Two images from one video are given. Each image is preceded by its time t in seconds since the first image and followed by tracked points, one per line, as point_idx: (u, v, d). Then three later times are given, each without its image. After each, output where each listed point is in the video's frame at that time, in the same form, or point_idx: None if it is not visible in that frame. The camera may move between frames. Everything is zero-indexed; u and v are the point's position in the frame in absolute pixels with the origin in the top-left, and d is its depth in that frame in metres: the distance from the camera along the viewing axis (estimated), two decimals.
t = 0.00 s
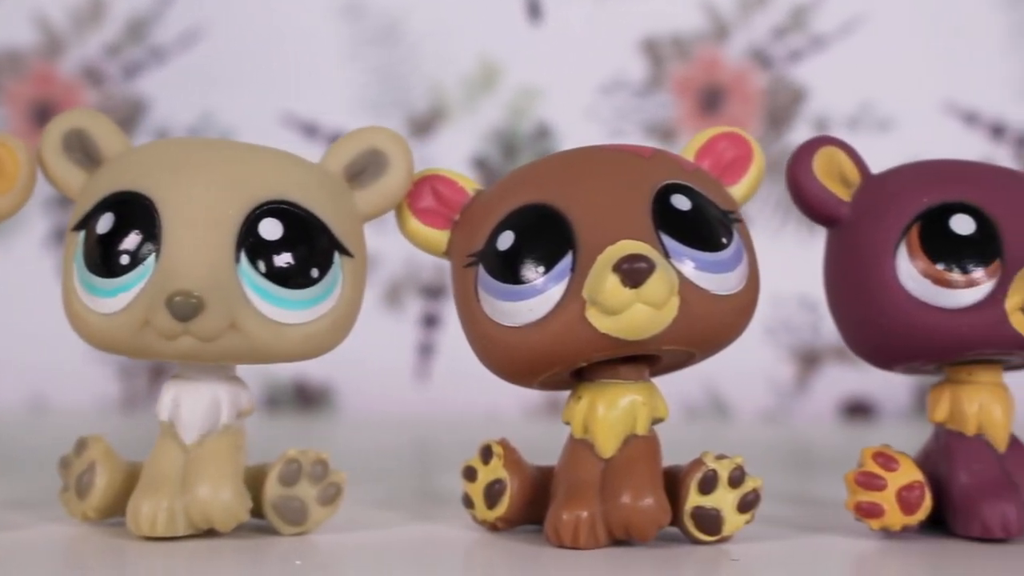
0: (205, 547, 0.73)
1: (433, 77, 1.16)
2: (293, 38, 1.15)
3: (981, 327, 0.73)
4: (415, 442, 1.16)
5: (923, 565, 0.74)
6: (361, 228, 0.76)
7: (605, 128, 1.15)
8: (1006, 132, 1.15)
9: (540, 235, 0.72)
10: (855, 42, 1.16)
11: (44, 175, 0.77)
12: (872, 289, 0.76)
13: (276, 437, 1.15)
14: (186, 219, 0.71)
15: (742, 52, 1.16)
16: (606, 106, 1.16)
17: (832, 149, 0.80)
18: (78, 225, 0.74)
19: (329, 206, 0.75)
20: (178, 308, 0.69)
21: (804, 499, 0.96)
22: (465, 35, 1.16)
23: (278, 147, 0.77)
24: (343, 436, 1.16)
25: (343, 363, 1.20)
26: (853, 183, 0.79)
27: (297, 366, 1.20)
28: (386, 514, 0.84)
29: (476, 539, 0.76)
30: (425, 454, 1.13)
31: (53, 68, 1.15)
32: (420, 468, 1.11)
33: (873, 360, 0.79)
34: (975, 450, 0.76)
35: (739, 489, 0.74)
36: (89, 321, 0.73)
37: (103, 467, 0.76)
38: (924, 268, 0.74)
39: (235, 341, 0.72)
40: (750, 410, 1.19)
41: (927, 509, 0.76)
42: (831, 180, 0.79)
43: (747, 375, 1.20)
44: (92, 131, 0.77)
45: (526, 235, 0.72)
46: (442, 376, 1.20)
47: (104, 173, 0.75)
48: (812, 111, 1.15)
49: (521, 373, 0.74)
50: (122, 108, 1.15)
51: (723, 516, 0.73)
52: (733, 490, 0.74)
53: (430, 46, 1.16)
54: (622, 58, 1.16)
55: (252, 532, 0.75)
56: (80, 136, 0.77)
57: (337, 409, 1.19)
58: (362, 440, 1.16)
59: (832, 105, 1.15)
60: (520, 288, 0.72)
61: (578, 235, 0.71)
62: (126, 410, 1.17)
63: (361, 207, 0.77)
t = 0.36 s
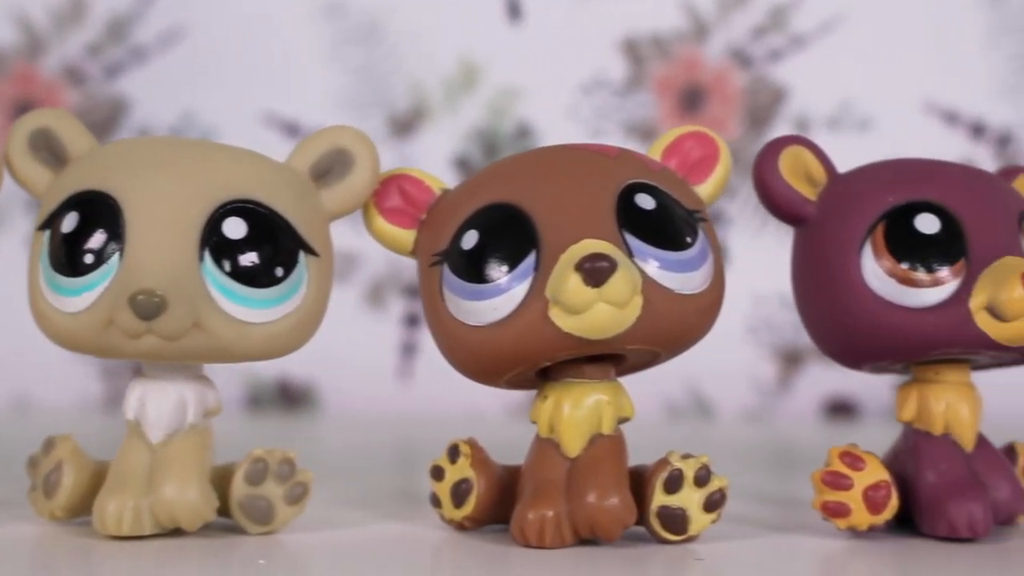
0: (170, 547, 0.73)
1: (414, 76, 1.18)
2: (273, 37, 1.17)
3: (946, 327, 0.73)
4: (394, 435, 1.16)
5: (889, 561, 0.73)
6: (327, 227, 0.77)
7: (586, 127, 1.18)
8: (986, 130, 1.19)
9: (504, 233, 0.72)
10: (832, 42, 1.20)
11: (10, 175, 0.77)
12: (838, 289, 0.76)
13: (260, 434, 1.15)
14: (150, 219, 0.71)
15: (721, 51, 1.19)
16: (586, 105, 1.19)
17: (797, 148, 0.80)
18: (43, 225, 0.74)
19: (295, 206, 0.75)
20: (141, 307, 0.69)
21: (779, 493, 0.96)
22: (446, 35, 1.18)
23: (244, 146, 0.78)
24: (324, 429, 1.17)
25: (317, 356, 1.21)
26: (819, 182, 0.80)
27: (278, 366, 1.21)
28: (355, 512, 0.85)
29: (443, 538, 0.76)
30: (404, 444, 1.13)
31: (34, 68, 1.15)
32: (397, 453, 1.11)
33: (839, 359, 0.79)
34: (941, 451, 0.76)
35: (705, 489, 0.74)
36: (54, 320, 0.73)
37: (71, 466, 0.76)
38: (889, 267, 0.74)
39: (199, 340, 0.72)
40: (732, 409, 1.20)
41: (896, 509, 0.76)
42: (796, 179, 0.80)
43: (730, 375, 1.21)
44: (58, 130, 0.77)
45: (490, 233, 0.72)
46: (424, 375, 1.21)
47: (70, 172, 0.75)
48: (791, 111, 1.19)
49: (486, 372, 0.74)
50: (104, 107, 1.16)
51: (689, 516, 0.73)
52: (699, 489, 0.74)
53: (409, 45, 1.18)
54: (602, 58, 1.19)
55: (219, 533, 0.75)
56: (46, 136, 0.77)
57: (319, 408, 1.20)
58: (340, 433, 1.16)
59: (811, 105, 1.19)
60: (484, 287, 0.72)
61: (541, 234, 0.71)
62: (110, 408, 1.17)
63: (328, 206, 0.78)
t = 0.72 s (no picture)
0: (137, 545, 0.72)
1: (395, 75, 1.29)
2: (263, 40, 1.28)
3: (912, 327, 0.72)
4: (377, 433, 1.17)
5: (863, 559, 0.72)
6: (294, 227, 0.77)
7: (569, 127, 1.29)
8: (967, 130, 1.29)
9: (468, 233, 0.72)
10: (813, 39, 1.30)
11: None
12: (805, 288, 0.76)
13: (244, 434, 1.16)
14: (114, 217, 0.71)
15: (704, 49, 1.29)
16: (567, 104, 1.30)
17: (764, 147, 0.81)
18: (9, 224, 0.74)
19: (260, 205, 0.75)
20: (102, 306, 0.68)
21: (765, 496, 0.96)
22: (428, 38, 1.30)
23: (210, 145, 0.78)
24: (309, 427, 1.18)
25: (310, 356, 1.28)
26: (786, 181, 0.81)
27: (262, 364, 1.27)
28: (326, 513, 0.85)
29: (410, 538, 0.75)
30: (385, 441, 1.14)
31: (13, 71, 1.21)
32: (378, 449, 1.12)
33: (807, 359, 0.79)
34: (910, 450, 0.76)
35: (672, 489, 0.73)
36: (20, 320, 0.73)
37: (37, 466, 0.76)
38: (855, 267, 0.74)
39: (162, 339, 0.72)
40: (715, 408, 1.27)
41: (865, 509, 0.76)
42: (763, 176, 0.81)
43: (713, 377, 1.28)
44: (26, 130, 0.77)
45: (456, 233, 0.72)
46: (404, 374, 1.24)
47: (36, 171, 0.75)
48: (771, 111, 1.30)
49: (452, 371, 0.74)
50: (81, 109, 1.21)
51: (656, 516, 0.72)
52: (665, 489, 0.73)
53: (389, 45, 1.29)
54: (584, 58, 1.29)
55: (185, 533, 0.75)
56: (13, 136, 0.77)
57: (303, 406, 1.27)
58: (323, 432, 1.17)
59: (792, 103, 1.30)
60: (449, 286, 0.72)
61: (505, 234, 0.71)
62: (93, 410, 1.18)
63: (294, 205, 0.78)
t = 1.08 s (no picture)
0: (102, 545, 0.72)
1: (373, 75, 1.30)
2: (240, 39, 1.29)
3: (880, 327, 0.72)
4: (351, 433, 1.17)
5: (831, 559, 0.72)
6: (262, 227, 0.77)
7: (544, 127, 1.30)
8: (945, 130, 1.29)
9: (435, 232, 0.72)
10: (792, 39, 1.30)
11: None
12: (774, 287, 0.76)
13: (220, 433, 1.16)
14: (81, 217, 0.70)
15: (682, 49, 1.29)
16: (543, 105, 1.30)
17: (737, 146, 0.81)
18: None
19: (228, 205, 0.75)
20: (69, 306, 0.68)
21: (737, 496, 0.96)
22: (406, 38, 1.30)
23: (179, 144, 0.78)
24: (284, 426, 1.18)
25: (283, 355, 1.28)
26: (757, 181, 0.80)
27: (238, 364, 1.27)
28: (295, 511, 0.85)
29: (376, 538, 0.75)
30: (358, 440, 1.14)
31: None
32: (352, 448, 1.12)
33: (777, 359, 0.79)
34: (880, 450, 0.76)
35: (638, 489, 0.73)
36: None
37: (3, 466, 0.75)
38: (824, 267, 0.74)
39: (129, 339, 0.72)
40: (690, 409, 1.27)
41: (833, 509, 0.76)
42: (736, 177, 0.80)
43: (688, 377, 1.28)
44: None
45: (423, 232, 0.72)
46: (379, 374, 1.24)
47: (3, 170, 0.75)
48: (750, 111, 1.30)
49: (420, 370, 0.74)
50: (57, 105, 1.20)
51: (622, 516, 0.72)
52: (632, 489, 0.73)
53: (366, 45, 1.29)
54: (561, 58, 1.30)
55: (152, 533, 0.75)
56: None
57: (278, 406, 1.27)
58: (298, 431, 1.17)
59: (769, 103, 1.30)
60: (417, 286, 0.71)
61: (472, 233, 0.71)
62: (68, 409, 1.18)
63: (262, 205, 0.78)
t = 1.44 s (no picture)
0: (66, 546, 0.72)
1: (351, 74, 1.29)
2: (219, 39, 1.28)
3: (848, 327, 0.72)
4: (329, 433, 1.17)
5: (799, 559, 0.72)
6: (230, 227, 0.77)
7: (524, 126, 1.29)
8: (926, 130, 1.29)
9: (401, 232, 0.72)
10: (771, 40, 1.30)
11: None
12: (742, 287, 0.75)
13: (197, 434, 1.16)
14: (47, 218, 0.70)
15: (661, 49, 1.29)
16: (522, 104, 1.29)
17: (705, 147, 0.81)
18: None
19: (195, 205, 0.75)
20: (33, 306, 0.68)
21: (709, 496, 0.96)
22: (385, 38, 1.29)
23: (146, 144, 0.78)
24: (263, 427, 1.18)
25: (262, 355, 1.27)
26: (725, 181, 0.80)
27: (216, 364, 1.27)
28: (263, 511, 0.85)
29: (343, 538, 0.75)
30: (335, 441, 1.14)
31: None
32: (329, 448, 1.12)
33: (745, 359, 0.79)
34: (847, 450, 0.76)
35: (605, 489, 0.73)
36: None
37: None
38: (792, 267, 0.74)
39: (94, 339, 0.72)
40: (670, 409, 1.27)
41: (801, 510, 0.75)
42: (705, 177, 0.80)
43: (668, 378, 1.28)
44: None
45: (389, 232, 0.72)
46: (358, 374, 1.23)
47: None
48: (730, 111, 1.29)
49: (386, 370, 0.74)
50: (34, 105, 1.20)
51: (588, 517, 0.72)
52: (598, 490, 0.73)
53: (346, 44, 1.29)
54: (540, 58, 1.29)
55: (118, 533, 0.75)
56: None
57: (257, 406, 1.26)
58: (276, 432, 1.17)
59: (750, 102, 1.29)
60: (383, 286, 0.71)
61: (438, 233, 0.71)
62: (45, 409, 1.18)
63: (231, 205, 0.78)
